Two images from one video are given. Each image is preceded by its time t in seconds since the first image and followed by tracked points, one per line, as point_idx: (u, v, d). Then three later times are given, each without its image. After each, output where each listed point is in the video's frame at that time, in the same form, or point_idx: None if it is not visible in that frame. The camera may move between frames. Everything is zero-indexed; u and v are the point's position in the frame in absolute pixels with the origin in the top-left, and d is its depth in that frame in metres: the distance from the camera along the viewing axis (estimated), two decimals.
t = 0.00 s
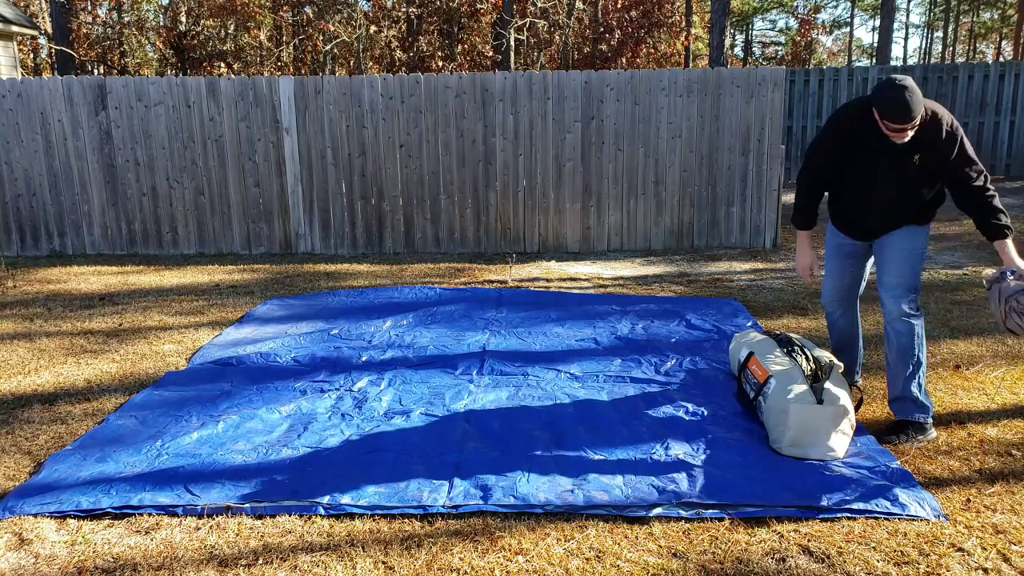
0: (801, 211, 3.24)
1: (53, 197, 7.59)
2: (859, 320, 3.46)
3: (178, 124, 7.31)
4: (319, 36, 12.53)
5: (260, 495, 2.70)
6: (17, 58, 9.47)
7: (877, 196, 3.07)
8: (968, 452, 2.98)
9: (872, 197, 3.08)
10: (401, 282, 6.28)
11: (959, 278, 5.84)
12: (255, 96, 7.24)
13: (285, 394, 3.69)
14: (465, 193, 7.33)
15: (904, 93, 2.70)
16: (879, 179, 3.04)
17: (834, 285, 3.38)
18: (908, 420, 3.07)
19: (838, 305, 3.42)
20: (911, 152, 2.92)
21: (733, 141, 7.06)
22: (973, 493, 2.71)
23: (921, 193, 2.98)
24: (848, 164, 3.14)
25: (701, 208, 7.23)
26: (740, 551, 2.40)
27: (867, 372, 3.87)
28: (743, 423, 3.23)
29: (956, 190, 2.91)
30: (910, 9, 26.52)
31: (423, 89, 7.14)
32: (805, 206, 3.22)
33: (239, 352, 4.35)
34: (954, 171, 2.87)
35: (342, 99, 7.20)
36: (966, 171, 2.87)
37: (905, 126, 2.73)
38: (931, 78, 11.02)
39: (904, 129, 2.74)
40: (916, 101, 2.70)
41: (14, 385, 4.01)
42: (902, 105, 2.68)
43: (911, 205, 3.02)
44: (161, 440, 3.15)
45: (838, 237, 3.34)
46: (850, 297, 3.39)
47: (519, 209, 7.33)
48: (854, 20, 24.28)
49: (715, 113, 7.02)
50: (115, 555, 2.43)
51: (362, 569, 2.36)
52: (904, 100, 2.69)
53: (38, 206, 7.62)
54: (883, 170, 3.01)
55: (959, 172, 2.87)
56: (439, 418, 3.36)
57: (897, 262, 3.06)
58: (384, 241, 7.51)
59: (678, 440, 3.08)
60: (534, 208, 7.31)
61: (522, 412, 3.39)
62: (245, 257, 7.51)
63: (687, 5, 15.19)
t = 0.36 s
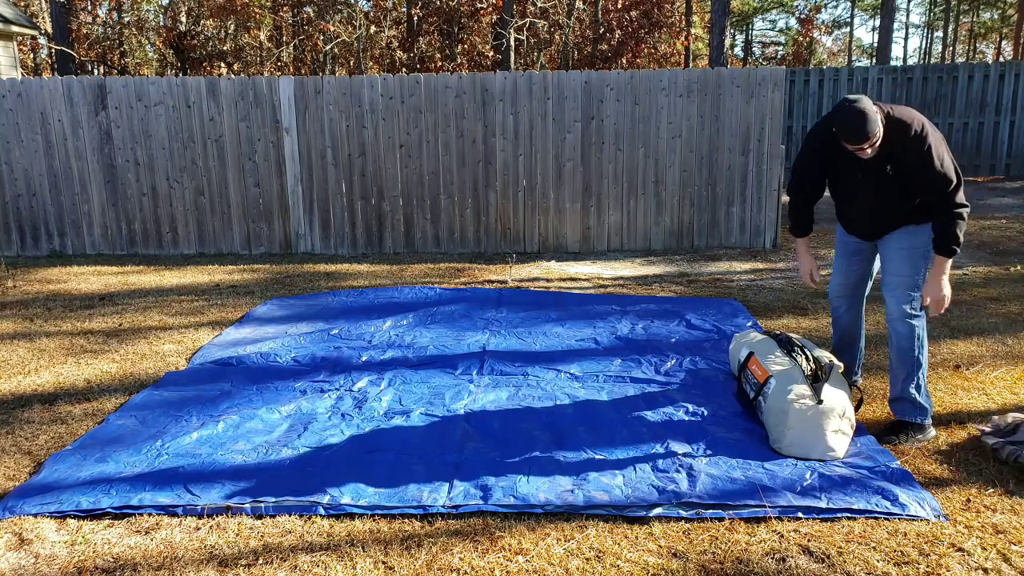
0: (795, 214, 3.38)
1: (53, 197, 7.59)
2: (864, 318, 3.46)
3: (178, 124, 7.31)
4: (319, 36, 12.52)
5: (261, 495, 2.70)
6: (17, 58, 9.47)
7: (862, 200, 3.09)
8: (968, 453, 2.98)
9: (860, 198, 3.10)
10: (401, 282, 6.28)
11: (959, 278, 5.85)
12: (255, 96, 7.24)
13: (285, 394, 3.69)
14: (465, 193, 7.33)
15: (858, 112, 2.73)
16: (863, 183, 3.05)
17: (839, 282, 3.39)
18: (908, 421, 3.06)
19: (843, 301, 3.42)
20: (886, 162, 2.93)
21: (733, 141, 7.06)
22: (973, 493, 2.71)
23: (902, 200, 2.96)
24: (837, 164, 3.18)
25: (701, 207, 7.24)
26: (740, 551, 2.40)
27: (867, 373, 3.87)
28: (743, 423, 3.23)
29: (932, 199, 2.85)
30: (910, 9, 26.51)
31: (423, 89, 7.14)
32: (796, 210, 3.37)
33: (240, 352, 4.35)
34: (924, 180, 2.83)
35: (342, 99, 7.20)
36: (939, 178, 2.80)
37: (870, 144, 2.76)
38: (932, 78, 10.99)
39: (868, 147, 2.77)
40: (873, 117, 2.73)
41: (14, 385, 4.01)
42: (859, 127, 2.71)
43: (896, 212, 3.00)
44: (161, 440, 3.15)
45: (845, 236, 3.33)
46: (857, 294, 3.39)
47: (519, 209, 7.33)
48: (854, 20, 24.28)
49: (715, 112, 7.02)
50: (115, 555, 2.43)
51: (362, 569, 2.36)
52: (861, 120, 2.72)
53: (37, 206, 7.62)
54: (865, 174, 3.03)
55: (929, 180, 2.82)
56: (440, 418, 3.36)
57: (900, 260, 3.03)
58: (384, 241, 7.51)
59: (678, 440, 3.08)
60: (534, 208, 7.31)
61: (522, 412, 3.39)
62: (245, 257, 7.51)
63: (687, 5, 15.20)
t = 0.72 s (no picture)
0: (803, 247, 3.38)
1: (53, 197, 7.59)
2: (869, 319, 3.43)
3: (178, 124, 7.31)
4: (319, 36, 12.51)
5: (260, 495, 2.70)
6: (17, 58, 9.47)
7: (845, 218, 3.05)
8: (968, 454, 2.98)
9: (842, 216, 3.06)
10: (401, 282, 6.28)
11: (959, 278, 5.85)
12: (255, 96, 7.25)
13: (285, 394, 3.70)
14: (465, 193, 7.33)
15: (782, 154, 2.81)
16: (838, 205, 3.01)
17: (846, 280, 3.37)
18: (907, 422, 3.06)
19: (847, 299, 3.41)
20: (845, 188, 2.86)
21: (733, 141, 7.06)
22: (973, 493, 2.71)
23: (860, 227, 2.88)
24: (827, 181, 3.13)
25: (701, 207, 7.24)
26: (740, 551, 2.40)
27: (867, 373, 3.87)
28: (743, 424, 3.23)
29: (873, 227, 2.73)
30: (910, 9, 26.52)
31: (423, 89, 7.13)
32: (802, 238, 3.38)
33: (239, 352, 4.35)
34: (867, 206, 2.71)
35: (342, 99, 7.20)
36: (877, 205, 2.67)
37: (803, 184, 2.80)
38: (932, 78, 10.98)
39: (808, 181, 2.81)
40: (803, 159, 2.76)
41: (14, 385, 4.01)
42: (790, 172, 2.76)
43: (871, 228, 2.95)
44: (161, 440, 3.15)
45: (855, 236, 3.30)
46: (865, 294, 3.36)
47: (519, 209, 7.33)
48: (854, 20, 24.28)
49: (715, 113, 7.02)
50: (115, 555, 2.43)
51: (362, 569, 2.36)
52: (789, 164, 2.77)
53: (38, 206, 7.62)
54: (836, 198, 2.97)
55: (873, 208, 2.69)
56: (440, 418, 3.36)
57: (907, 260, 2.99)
58: (384, 240, 7.51)
59: (678, 441, 3.08)
60: (534, 208, 7.31)
61: (522, 412, 3.39)
62: (245, 257, 7.51)
63: (687, 5, 15.20)
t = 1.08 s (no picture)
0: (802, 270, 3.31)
1: (53, 197, 7.59)
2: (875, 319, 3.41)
3: (178, 124, 7.31)
4: (319, 36, 12.51)
5: (260, 495, 2.70)
6: (17, 58, 9.47)
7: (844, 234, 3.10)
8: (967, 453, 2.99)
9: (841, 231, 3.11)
10: (401, 282, 6.28)
11: (959, 278, 5.85)
12: (255, 96, 7.25)
13: (285, 394, 3.70)
14: (465, 193, 7.33)
15: (767, 186, 2.87)
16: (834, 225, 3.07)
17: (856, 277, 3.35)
18: (907, 422, 3.06)
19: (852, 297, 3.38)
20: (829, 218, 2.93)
21: (733, 141, 7.06)
22: (973, 493, 2.71)
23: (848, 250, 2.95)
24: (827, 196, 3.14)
25: (701, 207, 7.24)
26: (740, 551, 2.40)
27: (867, 373, 3.88)
28: (743, 424, 3.23)
29: (835, 248, 2.80)
30: (910, 9, 26.54)
31: (423, 89, 7.13)
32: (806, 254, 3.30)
33: (239, 352, 4.35)
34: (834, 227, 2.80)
35: (342, 99, 7.20)
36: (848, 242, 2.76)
37: (787, 217, 2.86)
38: (932, 78, 10.98)
39: (794, 220, 2.89)
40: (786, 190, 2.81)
41: (14, 385, 4.01)
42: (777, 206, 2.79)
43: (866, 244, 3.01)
44: (161, 440, 3.15)
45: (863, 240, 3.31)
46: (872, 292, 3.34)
47: (519, 209, 7.33)
48: (854, 20, 24.28)
49: (715, 113, 7.02)
50: (115, 555, 2.43)
51: (362, 569, 2.36)
52: (773, 198, 2.82)
53: (37, 206, 7.62)
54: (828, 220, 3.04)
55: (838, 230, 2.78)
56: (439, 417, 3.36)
57: (910, 259, 3.00)
58: (384, 241, 7.51)
59: (678, 441, 3.08)
60: (534, 208, 7.31)
61: (522, 411, 3.39)
62: (245, 257, 7.51)
63: (687, 5, 15.20)
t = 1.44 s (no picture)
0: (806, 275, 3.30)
1: (53, 197, 7.59)
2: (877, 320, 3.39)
3: (178, 124, 7.31)
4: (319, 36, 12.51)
5: (260, 495, 2.70)
6: (17, 58, 9.47)
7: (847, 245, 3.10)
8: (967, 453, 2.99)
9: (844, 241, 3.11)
10: (401, 282, 6.28)
11: (959, 278, 5.85)
12: (255, 96, 7.25)
13: (285, 394, 3.70)
14: (465, 193, 7.33)
15: (762, 199, 2.97)
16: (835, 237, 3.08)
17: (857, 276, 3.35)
18: (908, 422, 3.06)
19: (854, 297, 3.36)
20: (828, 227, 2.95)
21: (733, 141, 7.06)
22: (973, 493, 2.71)
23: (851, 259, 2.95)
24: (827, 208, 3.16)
25: (701, 208, 7.24)
26: (740, 551, 2.40)
27: (867, 373, 3.88)
28: (743, 424, 3.23)
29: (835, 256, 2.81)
30: (910, 9, 26.54)
31: (423, 89, 7.13)
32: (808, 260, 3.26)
33: (240, 352, 4.35)
34: (832, 233, 2.83)
35: (342, 99, 7.20)
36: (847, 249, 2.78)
37: (785, 228, 2.91)
38: (932, 78, 10.98)
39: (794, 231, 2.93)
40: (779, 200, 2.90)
41: (14, 385, 4.01)
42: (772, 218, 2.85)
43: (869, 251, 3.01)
44: (161, 440, 3.15)
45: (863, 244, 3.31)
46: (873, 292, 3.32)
47: (519, 209, 7.33)
48: (854, 20, 24.28)
49: (715, 113, 7.02)
50: (115, 555, 2.43)
51: (362, 569, 2.36)
52: (768, 207, 2.91)
53: (37, 206, 7.62)
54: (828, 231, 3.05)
55: (836, 236, 2.80)
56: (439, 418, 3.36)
57: (910, 259, 3.00)
58: (384, 240, 7.51)
59: (678, 441, 3.08)
60: (534, 208, 7.31)
61: (522, 411, 3.39)
62: (245, 257, 7.51)
63: (688, 5, 15.20)
